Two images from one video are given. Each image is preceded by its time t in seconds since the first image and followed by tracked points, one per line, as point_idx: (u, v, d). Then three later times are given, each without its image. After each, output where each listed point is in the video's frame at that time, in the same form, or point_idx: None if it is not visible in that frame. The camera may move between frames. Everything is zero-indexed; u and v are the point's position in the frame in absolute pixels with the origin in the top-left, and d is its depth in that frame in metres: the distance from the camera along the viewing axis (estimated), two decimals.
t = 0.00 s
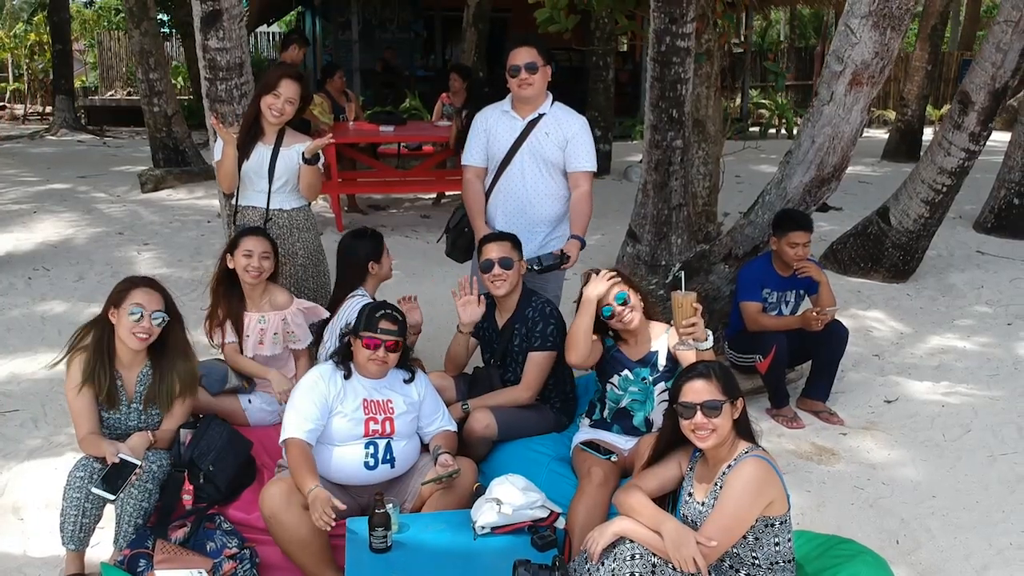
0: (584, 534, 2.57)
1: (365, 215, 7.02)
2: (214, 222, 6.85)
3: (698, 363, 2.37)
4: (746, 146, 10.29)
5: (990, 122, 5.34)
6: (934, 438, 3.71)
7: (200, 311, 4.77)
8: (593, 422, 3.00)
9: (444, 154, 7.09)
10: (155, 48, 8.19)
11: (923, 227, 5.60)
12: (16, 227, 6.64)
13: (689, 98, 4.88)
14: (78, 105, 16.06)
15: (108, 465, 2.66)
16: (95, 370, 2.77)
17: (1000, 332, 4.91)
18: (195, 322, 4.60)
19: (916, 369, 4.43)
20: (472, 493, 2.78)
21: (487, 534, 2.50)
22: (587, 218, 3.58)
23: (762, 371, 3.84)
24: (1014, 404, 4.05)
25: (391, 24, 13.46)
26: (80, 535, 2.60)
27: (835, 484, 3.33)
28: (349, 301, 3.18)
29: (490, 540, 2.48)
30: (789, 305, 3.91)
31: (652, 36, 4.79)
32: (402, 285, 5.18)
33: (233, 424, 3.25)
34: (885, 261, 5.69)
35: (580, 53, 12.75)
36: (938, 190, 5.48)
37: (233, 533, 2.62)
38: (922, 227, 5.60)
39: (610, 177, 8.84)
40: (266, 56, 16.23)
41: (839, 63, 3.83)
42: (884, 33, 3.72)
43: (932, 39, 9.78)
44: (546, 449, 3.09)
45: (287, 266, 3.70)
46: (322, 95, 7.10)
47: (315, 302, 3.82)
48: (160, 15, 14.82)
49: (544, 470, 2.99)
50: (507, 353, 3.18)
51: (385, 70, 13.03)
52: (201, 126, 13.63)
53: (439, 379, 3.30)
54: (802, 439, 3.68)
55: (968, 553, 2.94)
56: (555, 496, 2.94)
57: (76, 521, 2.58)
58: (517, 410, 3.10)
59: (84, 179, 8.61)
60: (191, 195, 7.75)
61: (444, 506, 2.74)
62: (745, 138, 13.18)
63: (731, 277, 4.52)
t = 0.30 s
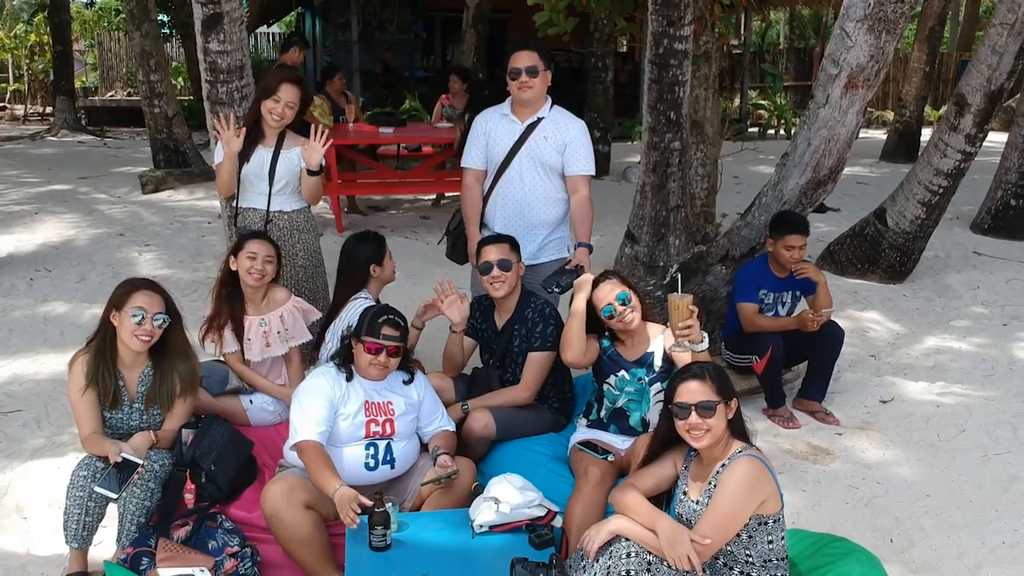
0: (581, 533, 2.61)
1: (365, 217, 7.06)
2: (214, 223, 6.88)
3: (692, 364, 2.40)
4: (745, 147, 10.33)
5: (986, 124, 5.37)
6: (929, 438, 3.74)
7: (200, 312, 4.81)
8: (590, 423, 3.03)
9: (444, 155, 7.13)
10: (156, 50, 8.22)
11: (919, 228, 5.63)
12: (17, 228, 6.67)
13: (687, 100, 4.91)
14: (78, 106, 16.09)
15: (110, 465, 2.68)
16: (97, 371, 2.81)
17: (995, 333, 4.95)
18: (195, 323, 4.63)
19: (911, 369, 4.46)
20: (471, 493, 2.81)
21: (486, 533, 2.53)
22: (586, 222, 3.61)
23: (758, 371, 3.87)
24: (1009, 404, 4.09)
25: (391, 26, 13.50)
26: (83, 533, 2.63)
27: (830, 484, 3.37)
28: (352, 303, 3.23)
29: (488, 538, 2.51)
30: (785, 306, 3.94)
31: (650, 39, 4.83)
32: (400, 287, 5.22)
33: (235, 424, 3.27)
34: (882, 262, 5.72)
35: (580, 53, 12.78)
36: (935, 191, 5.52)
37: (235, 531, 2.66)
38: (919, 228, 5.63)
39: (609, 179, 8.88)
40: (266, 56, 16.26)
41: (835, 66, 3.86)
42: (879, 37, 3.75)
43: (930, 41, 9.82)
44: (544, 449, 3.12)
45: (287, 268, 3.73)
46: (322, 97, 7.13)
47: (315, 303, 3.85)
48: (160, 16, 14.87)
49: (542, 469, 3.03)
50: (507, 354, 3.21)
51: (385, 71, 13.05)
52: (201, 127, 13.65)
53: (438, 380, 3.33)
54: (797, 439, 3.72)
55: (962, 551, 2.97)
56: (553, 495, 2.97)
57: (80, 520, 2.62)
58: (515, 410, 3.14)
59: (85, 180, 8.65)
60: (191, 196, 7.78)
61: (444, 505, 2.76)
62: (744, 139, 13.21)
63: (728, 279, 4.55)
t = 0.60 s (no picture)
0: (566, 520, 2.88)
1: (366, 222, 7.30)
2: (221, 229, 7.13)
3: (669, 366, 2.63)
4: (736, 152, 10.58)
5: (960, 135, 5.62)
6: (897, 435, 3.99)
7: (209, 315, 5.05)
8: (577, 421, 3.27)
9: (442, 163, 7.36)
10: (162, 59, 8.46)
11: (898, 234, 5.88)
12: (30, 233, 6.92)
13: (674, 113, 5.10)
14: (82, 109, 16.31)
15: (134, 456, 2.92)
16: (121, 372, 3.04)
17: (967, 335, 5.19)
18: (205, 326, 4.87)
19: (885, 370, 4.70)
20: (468, 484, 3.07)
21: (479, 519, 2.77)
22: (575, 229, 3.85)
23: (738, 373, 4.12)
24: (975, 403, 4.34)
25: (391, 31, 13.74)
26: (110, 520, 2.87)
27: (802, 477, 3.61)
28: (357, 310, 3.45)
29: (481, 524, 2.75)
30: (764, 310, 4.19)
31: (639, 55, 5.05)
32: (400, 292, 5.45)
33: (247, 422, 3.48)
34: (862, 267, 5.96)
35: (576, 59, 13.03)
36: (912, 200, 5.77)
37: (249, 519, 2.92)
38: (898, 234, 5.88)
39: (603, 184, 9.13)
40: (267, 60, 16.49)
41: (809, 84, 4.12)
42: (850, 58, 4.00)
43: (917, 49, 10.08)
44: (534, 444, 3.36)
45: (295, 275, 3.97)
46: (325, 106, 7.38)
47: (321, 308, 4.09)
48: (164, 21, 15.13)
49: (533, 462, 3.27)
50: (500, 356, 3.45)
51: (385, 76, 13.29)
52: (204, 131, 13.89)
53: (436, 379, 3.57)
54: (773, 435, 3.96)
55: (920, 538, 3.21)
56: (541, 486, 3.22)
57: (107, 507, 2.86)
58: (507, 408, 3.38)
59: (93, 186, 8.89)
60: (198, 202, 8.03)
61: (442, 495, 3.01)
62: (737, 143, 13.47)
63: (710, 283, 4.89)
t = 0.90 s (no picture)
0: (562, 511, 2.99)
1: (367, 224, 7.43)
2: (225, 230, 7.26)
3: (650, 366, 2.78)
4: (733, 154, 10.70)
5: (949, 139, 5.75)
6: (883, 431, 4.13)
7: (215, 315, 5.18)
8: (572, 418, 3.41)
9: (442, 165, 7.50)
10: (167, 63, 8.59)
11: (888, 236, 6.01)
12: (38, 235, 7.05)
13: (669, 118, 5.20)
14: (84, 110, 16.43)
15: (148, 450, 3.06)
16: (135, 370, 3.18)
17: (954, 335, 5.33)
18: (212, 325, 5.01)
19: (873, 368, 4.84)
20: (467, 476, 3.19)
21: (478, 509, 2.90)
22: (571, 232, 3.99)
23: (729, 371, 4.26)
24: (959, 401, 4.47)
25: (391, 33, 13.87)
26: (125, 511, 2.99)
27: (789, 471, 3.74)
28: (361, 309, 3.56)
29: (480, 514, 2.88)
30: (755, 310, 4.33)
31: (634, 61, 5.17)
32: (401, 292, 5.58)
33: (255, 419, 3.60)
34: (853, 268, 6.09)
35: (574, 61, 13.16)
36: (902, 202, 5.91)
37: (259, 510, 3.06)
38: (889, 236, 6.01)
39: (601, 185, 9.25)
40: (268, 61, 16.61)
41: (798, 92, 4.25)
42: (838, 66, 4.14)
43: (911, 52, 10.20)
44: (531, 439, 3.50)
45: (300, 276, 4.10)
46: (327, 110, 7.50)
47: (326, 308, 4.23)
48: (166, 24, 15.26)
49: (528, 457, 3.40)
50: (499, 354, 3.59)
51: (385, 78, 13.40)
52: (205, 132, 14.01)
53: (436, 377, 3.69)
54: (763, 431, 4.10)
55: (901, 529, 3.35)
56: (538, 479, 3.35)
57: (122, 498, 2.98)
58: (505, 404, 3.52)
59: (98, 188, 9.02)
60: (201, 204, 8.16)
61: (443, 488, 3.14)
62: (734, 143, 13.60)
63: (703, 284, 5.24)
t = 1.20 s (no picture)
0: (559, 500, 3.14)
1: (370, 225, 7.58)
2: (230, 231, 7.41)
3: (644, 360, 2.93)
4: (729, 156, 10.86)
5: (937, 142, 5.90)
6: (869, 425, 4.29)
7: (222, 314, 5.34)
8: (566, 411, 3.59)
9: (443, 167, 7.65)
10: (173, 67, 8.74)
11: (878, 237, 6.17)
12: (48, 236, 7.21)
13: (664, 122, 5.35)
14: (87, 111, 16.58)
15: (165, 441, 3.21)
16: (151, 365, 3.33)
17: (941, 333, 5.49)
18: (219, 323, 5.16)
19: (862, 365, 5.00)
20: (468, 467, 3.34)
21: (479, 497, 3.06)
22: (570, 232, 4.15)
23: (720, 368, 4.42)
24: (943, 397, 4.63)
25: (392, 35, 14.02)
26: (143, 499, 3.14)
27: (777, 463, 3.90)
28: (368, 307, 3.71)
29: (481, 501, 3.04)
30: (746, 309, 4.48)
31: (630, 67, 5.32)
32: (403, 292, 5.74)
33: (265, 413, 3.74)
34: (844, 268, 6.25)
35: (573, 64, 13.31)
36: (891, 204, 6.08)
37: (271, 498, 3.22)
38: (879, 237, 6.16)
39: (599, 187, 9.41)
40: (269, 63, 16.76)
41: (787, 99, 4.41)
42: (825, 74, 4.29)
43: (905, 55, 10.36)
44: (529, 431, 3.64)
45: (306, 277, 4.25)
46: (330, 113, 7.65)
47: (332, 308, 4.38)
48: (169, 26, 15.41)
49: (528, 449, 3.55)
50: (499, 351, 3.75)
51: (386, 80, 13.58)
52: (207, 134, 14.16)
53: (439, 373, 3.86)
54: (753, 425, 4.26)
55: (883, 517, 3.51)
56: (537, 470, 3.50)
57: (140, 487, 3.13)
58: (505, 399, 3.68)
59: (105, 189, 9.17)
60: (207, 205, 8.31)
61: (445, 477, 3.29)
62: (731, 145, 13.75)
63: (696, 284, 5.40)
